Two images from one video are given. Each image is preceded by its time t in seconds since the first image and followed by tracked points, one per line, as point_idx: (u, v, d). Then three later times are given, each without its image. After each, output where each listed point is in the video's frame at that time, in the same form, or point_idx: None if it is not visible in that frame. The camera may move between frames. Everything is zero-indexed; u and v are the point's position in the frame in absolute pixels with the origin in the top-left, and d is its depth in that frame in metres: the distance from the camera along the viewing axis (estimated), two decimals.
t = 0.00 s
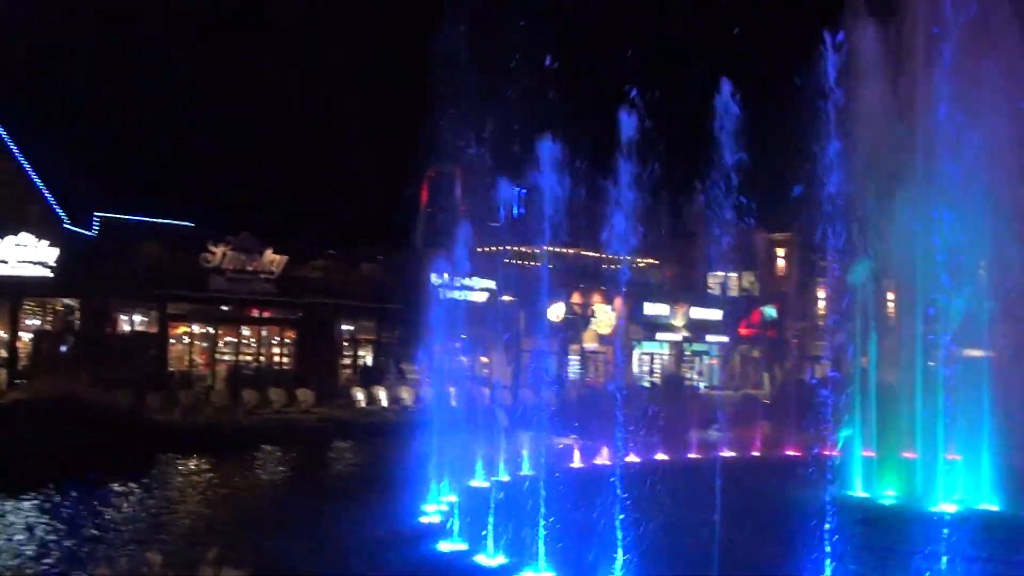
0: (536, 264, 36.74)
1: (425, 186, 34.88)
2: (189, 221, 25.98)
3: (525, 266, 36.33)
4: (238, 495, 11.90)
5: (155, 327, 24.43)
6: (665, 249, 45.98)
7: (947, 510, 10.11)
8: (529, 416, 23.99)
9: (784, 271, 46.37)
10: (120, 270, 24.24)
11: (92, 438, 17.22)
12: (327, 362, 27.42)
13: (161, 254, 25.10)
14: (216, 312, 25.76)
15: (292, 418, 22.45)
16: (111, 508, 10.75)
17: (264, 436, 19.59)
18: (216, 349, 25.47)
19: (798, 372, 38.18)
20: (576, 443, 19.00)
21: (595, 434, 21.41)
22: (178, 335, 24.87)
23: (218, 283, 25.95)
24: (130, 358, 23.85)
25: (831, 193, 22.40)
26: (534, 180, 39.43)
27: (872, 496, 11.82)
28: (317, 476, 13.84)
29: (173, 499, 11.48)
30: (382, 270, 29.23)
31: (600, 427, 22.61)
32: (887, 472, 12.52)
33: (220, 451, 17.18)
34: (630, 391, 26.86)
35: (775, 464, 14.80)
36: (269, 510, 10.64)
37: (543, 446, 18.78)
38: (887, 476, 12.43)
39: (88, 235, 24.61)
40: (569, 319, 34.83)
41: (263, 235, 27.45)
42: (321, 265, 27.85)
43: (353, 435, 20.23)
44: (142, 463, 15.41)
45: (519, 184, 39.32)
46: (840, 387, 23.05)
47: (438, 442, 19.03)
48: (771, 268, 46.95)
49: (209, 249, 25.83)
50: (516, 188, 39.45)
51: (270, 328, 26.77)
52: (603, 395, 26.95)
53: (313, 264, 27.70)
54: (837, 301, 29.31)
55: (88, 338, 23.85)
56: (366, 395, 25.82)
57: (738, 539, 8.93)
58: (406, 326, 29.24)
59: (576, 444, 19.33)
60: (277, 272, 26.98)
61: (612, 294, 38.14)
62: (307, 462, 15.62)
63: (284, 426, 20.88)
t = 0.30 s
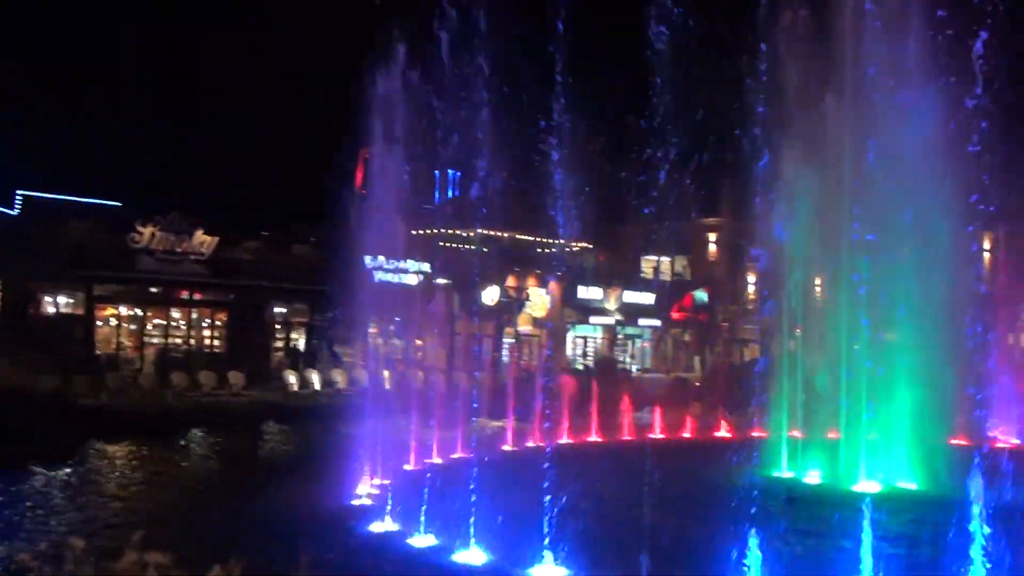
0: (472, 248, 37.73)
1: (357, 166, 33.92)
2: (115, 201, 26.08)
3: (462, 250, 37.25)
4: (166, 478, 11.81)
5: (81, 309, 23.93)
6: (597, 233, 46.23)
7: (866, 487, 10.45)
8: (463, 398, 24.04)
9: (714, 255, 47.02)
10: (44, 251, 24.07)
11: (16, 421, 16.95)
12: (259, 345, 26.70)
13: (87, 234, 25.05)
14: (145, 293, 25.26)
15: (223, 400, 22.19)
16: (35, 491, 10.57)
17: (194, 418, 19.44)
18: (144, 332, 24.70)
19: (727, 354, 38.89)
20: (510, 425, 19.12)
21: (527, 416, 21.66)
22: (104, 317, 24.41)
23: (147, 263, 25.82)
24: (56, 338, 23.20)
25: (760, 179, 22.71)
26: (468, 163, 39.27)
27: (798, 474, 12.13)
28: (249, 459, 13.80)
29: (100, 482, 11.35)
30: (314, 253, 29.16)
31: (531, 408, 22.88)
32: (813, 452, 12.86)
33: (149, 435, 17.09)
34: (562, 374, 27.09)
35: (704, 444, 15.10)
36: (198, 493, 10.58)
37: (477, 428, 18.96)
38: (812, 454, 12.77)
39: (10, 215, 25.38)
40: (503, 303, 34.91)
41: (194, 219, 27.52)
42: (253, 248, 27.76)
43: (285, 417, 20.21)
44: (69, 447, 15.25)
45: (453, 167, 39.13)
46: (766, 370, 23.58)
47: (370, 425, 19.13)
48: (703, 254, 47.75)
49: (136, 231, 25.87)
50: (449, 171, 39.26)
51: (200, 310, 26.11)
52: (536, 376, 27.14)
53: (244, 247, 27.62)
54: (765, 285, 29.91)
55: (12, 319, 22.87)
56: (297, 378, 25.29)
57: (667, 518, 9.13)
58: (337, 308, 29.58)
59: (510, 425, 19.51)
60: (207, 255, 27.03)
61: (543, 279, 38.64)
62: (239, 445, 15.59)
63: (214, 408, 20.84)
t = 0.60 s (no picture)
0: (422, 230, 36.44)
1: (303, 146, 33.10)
2: (51, 176, 24.40)
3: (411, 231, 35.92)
4: (106, 462, 11.53)
5: (19, 289, 22.75)
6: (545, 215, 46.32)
7: (808, 469, 10.59)
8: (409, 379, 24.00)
9: (660, 238, 47.49)
10: None
11: None
12: (203, 326, 26.60)
13: (23, 211, 23.24)
14: (85, 273, 24.56)
15: (165, 382, 21.90)
16: None
17: (137, 400, 19.11)
18: (85, 313, 24.43)
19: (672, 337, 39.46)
20: (456, 406, 19.26)
21: (474, 398, 21.66)
22: (43, 297, 23.56)
23: (87, 243, 24.52)
24: None
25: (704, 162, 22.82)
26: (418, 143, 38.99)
27: (739, 454, 12.29)
28: (191, 442, 13.59)
29: (37, 466, 11.08)
30: (261, 234, 28.59)
31: (478, 390, 22.89)
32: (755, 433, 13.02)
33: (89, 417, 16.70)
34: (509, 356, 27.25)
35: (649, 426, 15.23)
36: (139, 477, 10.42)
37: (423, 408, 18.94)
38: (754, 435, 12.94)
39: None
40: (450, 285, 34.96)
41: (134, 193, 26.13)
42: (198, 228, 27.02)
43: (231, 400, 19.99)
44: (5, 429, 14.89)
45: (402, 148, 38.84)
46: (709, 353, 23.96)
47: (316, 406, 18.98)
48: (649, 236, 48.10)
49: (76, 209, 24.35)
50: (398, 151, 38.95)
51: (143, 291, 25.68)
52: (483, 358, 27.17)
53: (188, 227, 26.81)
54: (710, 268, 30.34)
55: None
56: (243, 359, 25.16)
57: (614, 500, 9.17)
58: (285, 289, 29.13)
59: (457, 407, 19.55)
60: (150, 234, 25.84)
61: (490, 262, 38.71)
62: (182, 427, 15.36)
63: (157, 390, 20.47)
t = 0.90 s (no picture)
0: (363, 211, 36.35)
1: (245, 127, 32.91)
2: None
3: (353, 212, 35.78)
4: (44, 442, 11.46)
5: None
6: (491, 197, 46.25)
7: (746, 449, 10.79)
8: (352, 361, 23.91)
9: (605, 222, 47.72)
10: None
11: None
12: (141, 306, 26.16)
13: None
14: (20, 251, 23.94)
15: (104, 363, 21.54)
16: None
17: (76, 380, 18.87)
18: (20, 292, 23.68)
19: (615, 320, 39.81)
20: (399, 387, 19.32)
21: (418, 380, 21.65)
22: None
23: (23, 220, 24.08)
24: None
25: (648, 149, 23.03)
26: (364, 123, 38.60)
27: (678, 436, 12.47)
28: (131, 423, 13.49)
29: None
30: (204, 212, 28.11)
31: (422, 372, 22.88)
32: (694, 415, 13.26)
33: (25, 397, 16.46)
34: (453, 338, 27.32)
35: (592, 408, 15.38)
36: (77, 456, 10.35)
37: (367, 390, 18.96)
38: (692, 416, 13.17)
39: None
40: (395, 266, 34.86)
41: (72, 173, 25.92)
42: (137, 206, 26.71)
43: (171, 380, 19.79)
44: None
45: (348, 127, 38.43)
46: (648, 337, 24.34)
47: (258, 387, 18.86)
48: (594, 221, 48.33)
49: (12, 184, 24.02)
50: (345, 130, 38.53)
51: (80, 270, 25.16)
52: (427, 340, 27.09)
53: (127, 205, 26.45)
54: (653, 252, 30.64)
55: None
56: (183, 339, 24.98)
57: (557, 480, 9.27)
58: (228, 268, 28.67)
59: (400, 388, 19.59)
60: (88, 212, 25.50)
61: (436, 243, 38.54)
62: (122, 408, 15.24)
63: (96, 370, 20.18)
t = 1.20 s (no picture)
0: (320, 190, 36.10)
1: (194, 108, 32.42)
2: None
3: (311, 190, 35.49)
4: None
5: None
6: (447, 178, 46.00)
7: (698, 431, 10.92)
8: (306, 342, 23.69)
9: (561, 205, 47.71)
10: None
11: None
12: (89, 286, 25.80)
13: None
14: None
15: (52, 343, 21.19)
16: None
17: (21, 360, 18.49)
18: None
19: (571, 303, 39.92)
20: (354, 368, 19.16)
21: (372, 362, 21.52)
22: None
23: None
24: None
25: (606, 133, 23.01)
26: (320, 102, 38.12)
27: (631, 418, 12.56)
28: (79, 403, 13.33)
29: None
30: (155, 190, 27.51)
31: (376, 354, 22.73)
32: (648, 399, 13.41)
33: None
34: (408, 319, 27.19)
35: (546, 390, 15.46)
36: (21, 436, 10.23)
37: (320, 372, 18.84)
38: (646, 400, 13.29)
39: None
40: (351, 247, 34.59)
41: (16, 145, 24.90)
42: (85, 182, 26.07)
43: (121, 361, 19.46)
44: None
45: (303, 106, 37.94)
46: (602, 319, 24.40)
47: (209, 368, 18.68)
48: (549, 203, 48.25)
49: None
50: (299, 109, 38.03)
51: (28, 248, 24.50)
52: (383, 322, 26.93)
53: (77, 181, 25.87)
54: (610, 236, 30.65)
55: None
56: (133, 319, 24.56)
57: (510, 461, 9.31)
58: (180, 248, 28.18)
59: (355, 370, 19.48)
60: (34, 188, 24.66)
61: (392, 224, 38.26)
62: (68, 387, 15.04)
63: (43, 350, 19.78)
